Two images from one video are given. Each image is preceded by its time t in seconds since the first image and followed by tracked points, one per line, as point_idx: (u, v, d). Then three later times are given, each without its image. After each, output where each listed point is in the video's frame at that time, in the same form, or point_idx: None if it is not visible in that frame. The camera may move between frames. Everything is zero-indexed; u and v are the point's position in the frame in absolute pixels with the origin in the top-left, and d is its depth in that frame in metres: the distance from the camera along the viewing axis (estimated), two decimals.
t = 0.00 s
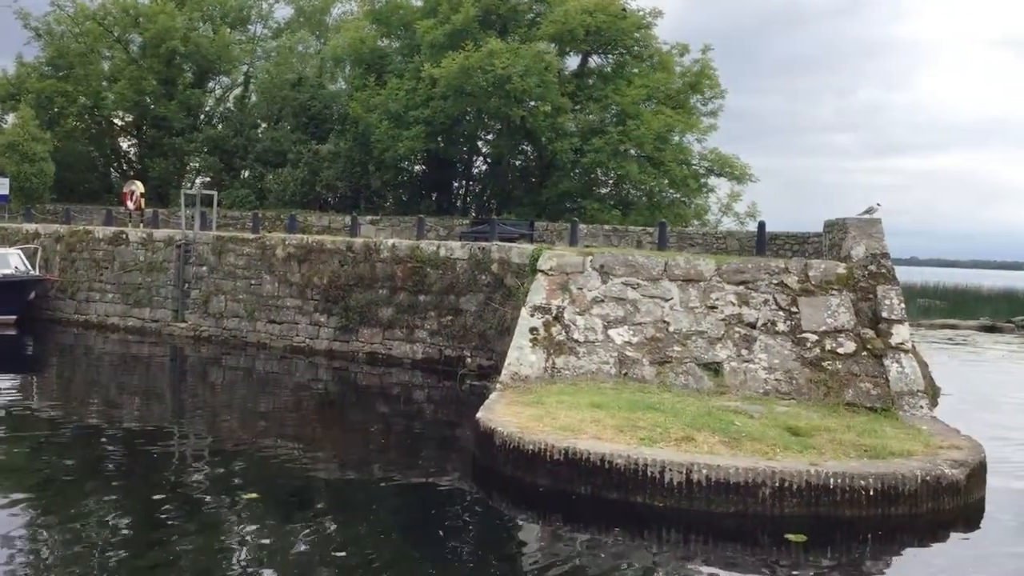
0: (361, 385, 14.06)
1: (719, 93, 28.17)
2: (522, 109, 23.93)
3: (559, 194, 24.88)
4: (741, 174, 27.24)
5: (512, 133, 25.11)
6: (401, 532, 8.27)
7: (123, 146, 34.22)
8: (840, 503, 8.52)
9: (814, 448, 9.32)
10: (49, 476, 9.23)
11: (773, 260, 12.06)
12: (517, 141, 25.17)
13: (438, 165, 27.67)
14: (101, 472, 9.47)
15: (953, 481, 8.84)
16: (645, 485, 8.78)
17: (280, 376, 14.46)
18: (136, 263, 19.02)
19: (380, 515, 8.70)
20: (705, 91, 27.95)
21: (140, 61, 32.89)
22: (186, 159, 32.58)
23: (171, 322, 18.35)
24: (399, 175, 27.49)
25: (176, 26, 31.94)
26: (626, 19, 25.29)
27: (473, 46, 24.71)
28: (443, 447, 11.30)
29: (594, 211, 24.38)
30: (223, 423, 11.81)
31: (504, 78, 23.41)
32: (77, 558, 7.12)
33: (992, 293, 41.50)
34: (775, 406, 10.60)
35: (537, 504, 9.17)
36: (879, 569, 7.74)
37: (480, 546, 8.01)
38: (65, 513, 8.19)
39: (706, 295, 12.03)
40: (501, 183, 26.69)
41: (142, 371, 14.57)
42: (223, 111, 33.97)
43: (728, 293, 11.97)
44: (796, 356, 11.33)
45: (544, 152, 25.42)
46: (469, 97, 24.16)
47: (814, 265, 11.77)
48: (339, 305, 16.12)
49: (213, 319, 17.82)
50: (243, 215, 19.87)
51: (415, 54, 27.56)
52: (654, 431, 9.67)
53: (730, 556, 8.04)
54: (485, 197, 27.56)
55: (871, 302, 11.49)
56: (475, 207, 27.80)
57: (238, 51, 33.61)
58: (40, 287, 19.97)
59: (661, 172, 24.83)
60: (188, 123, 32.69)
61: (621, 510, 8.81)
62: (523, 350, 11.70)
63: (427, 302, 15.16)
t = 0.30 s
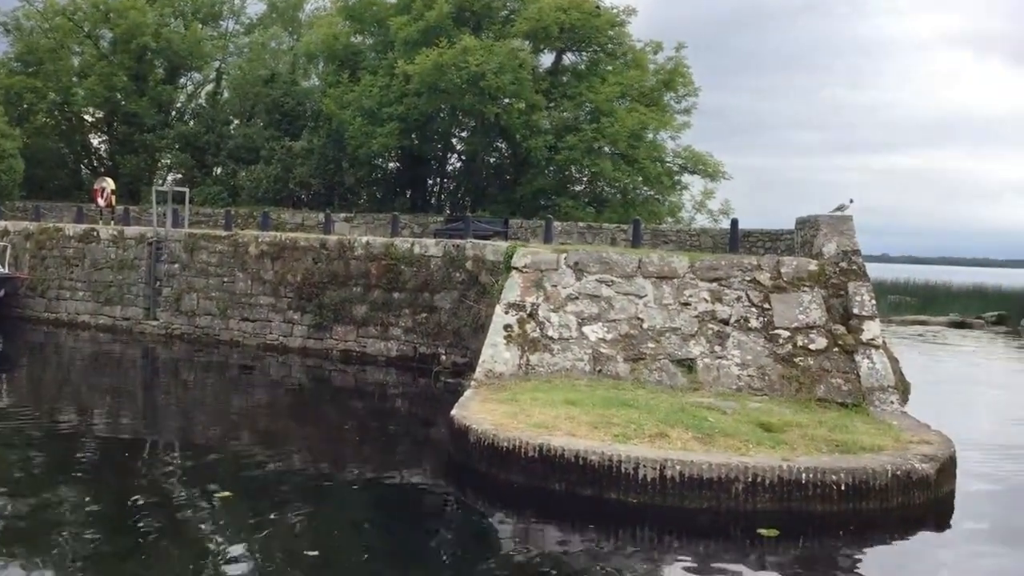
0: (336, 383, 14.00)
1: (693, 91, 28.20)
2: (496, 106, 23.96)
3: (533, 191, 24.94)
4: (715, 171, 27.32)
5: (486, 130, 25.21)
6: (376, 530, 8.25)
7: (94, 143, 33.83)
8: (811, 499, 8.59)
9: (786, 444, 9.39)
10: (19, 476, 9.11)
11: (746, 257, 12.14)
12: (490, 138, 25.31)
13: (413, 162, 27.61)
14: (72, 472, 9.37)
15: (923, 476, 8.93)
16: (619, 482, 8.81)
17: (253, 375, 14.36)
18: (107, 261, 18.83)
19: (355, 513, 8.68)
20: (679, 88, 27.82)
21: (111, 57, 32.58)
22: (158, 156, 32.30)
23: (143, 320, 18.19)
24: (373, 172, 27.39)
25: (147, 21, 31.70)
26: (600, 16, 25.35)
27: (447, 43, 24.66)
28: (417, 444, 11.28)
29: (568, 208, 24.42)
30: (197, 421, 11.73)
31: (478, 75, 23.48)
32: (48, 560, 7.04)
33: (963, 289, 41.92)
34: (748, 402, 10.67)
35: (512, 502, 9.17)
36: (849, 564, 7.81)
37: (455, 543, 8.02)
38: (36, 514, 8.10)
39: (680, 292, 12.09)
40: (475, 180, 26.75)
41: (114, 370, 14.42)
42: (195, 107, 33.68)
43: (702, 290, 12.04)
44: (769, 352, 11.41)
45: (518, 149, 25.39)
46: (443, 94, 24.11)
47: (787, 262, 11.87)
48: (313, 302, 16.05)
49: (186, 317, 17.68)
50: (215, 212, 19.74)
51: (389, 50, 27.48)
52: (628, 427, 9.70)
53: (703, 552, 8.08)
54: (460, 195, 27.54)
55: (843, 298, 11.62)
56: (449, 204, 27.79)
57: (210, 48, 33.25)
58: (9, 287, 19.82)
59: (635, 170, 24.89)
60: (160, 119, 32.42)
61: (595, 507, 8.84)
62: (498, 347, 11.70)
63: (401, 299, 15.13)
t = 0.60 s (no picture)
0: (309, 380, 13.94)
1: (666, 87, 28.24)
2: (469, 102, 23.95)
3: (507, 187, 24.97)
4: (688, 167, 27.42)
5: (460, 126, 25.21)
6: (351, 527, 8.23)
7: (63, 138, 33.39)
8: (783, 492, 8.67)
9: (758, 438, 9.46)
10: None
11: (718, 254, 12.27)
12: (465, 134, 25.23)
13: (386, 158, 27.49)
14: (42, 472, 9.27)
15: (893, 469, 9.03)
16: (594, 477, 8.85)
17: (225, 372, 14.26)
18: (77, 258, 18.64)
19: (329, 510, 8.65)
20: (651, 85, 27.76)
21: (81, 52, 32.23)
22: (128, 152, 31.97)
23: (113, 318, 18.00)
24: (346, 169, 27.28)
25: (117, 16, 31.40)
26: (574, 13, 25.36)
27: (420, 38, 24.55)
28: (392, 441, 11.26)
29: (542, 204, 24.51)
30: (168, 419, 11.64)
31: (451, 71, 23.42)
32: (18, 560, 6.96)
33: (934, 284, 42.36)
34: (721, 397, 10.72)
35: (487, 498, 9.17)
36: (820, 556, 7.89)
37: (430, 539, 8.01)
38: (6, 514, 8.00)
39: (653, 288, 12.15)
40: (449, 176, 26.72)
41: (84, 368, 14.27)
42: (166, 103, 33.41)
43: (675, 286, 12.11)
44: (741, 347, 11.48)
45: (492, 145, 25.42)
46: (417, 90, 24.04)
47: (758, 257, 11.96)
48: (286, 299, 15.97)
49: (156, 314, 17.53)
50: (187, 208, 19.59)
51: (362, 46, 27.37)
52: (601, 423, 9.73)
53: (677, 545, 8.12)
54: (433, 191, 27.47)
55: (814, 293, 11.74)
56: (423, 200, 27.78)
57: (181, 42, 33.05)
58: None
59: (609, 166, 24.89)
60: (130, 115, 32.12)
61: (570, 502, 8.85)
62: (472, 344, 11.70)
63: (374, 296, 15.09)
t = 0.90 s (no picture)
0: (280, 378, 13.86)
1: (637, 84, 28.29)
2: (441, 99, 23.89)
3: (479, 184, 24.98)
4: (659, 164, 27.54)
5: (431, 123, 25.15)
6: (322, 524, 8.20)
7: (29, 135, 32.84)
8: (752, 487, 8.73)
9: (728, 433, 9.52)
10: None
11: (689, 250, 12.33)
12: (436, 131, 25.23)
13: (357, 155, 27.40)
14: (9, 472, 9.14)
15: (861, 463, 9.12)
16: (565, 474, 8.86)
17: (195, 371, 14.14)
18: (43, 256, 18.40)
19: (300, 509, 8.61)
20: (623, 82, 27.83)
21: (47, 48, 31.80)
22: (96, 149, 31.55)
23: (80, 317, 17.79)
24: (317, 166, 27.10)
25: (83, 12, 31.02)
26: (545, 10, 25.35)
27: (390, 35, 24.43)
28: (363, 439, 11.22)
29: (514, 202, 24.55)
30: (136, 419, 11.53)
31: (422, 67, 23.36)
32: None
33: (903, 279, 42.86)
34: (691, 393, 10.77)
35: (458, 495, 9.15)
36: (791, 549, 7.95)
37: (402, 536, 7.98)
38: None
39: (625, 285, 12.19)
40: (421, 173, 26.67)
41: (51, 367, 14.10)
42: (133, 99, 33.12)
43: (646, 283, 12.16)
44: (712, 344, 11.55)
45: (464, 142, 25.47)
46: (388, 87, 23.95)
47: (729, 254, 12.04)
48: (256, 297, 15.87)
49: (125, 313, 17.36)
50: (156, 206, 19.39)
51: (332, 42, 27.23)
52: (573, 419, 9.76)
53: (648, 540, 8.14)
54: (405, 188, 27.32)
55: (783, 290, 11.84)
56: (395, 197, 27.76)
57: (149, 38, 32.78)
58: None
59: (581, 163, 24.87)
60: (97, 111, 31.74)
61: (542, 499, 8.86)
62: (443, 341, 11.68)
63: (346, 293, 15.02)
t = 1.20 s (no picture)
0: (249, 378, 13.76)
1: (607, 83, 28.41)
2: (412, 97, 23.83)
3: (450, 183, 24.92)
4: (629, 163, 27.69)
5: (401, 121, 25.15)
6: (292, 522, 8.16)
7: None
8: (722, 483, 8.79)
9: (697, 430, 9.57)
10: None
11: (659, 248, 12.41)
12: (406, 131, 25.32)
13: (326, 154, 27.39)
14: None
15: (828, 459, 9.21)
16: (536, 471, 8.87)
17: (162, 371, 14.02)
18: (7, 255, 18.15)
19: (270, 508, 8.56)
20: (593, 81, 27.92)
21: (11, 45, 31.34)
22: (61, 147, 31.08)
23: (45, 317, 17.56)
24: (286, 164, 26.91)
25: (48, 8, 30.64)
26: (515, 8, 25.42)
27: (360, 32, 24.35)
28: (333, 438, 11.17)
29: (485, 200, 24.22)
30: (102, 419, 11.40)
31: (392, 66, 23.30)
32: None
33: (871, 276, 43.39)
34: (662, 390, 10.81)
35: (429, 493, 9.12)
36: (759, 543, 8.01)
37: (374, 534, 7.96)
38: None
39: (596, 283, 12.23)
40: (391, 172, 26.63)
41: (16, 368, 13.91)
42: (99, 97, 32.78)
43: (616, 281, 12.22)
44: (682, 341, 11.61)
45: (434, 142, 25.57)
46: (357, 85, 23.87)
47: (698, 252, 12.14)
48: (225, 296, 15.77)
49: (91, 313, 17.18)
50: (123, 205, 19.21)
51: (301, 40, 27.13)
52: (544, 417, 9.77)
53: (620, 536, 8.15)
54: (375, 186, 27.42)
55: (752, 287, 11.96)
56: (365, 195, 27.77)
57: (115, 35, 32.49)
58: None
59: (551, 161, 24.88)
60: (62, 109, 31.33)
61: (512, 496, 8.87)
62: (414, 340, 11.67)
63: (316, 292, 14.95)
